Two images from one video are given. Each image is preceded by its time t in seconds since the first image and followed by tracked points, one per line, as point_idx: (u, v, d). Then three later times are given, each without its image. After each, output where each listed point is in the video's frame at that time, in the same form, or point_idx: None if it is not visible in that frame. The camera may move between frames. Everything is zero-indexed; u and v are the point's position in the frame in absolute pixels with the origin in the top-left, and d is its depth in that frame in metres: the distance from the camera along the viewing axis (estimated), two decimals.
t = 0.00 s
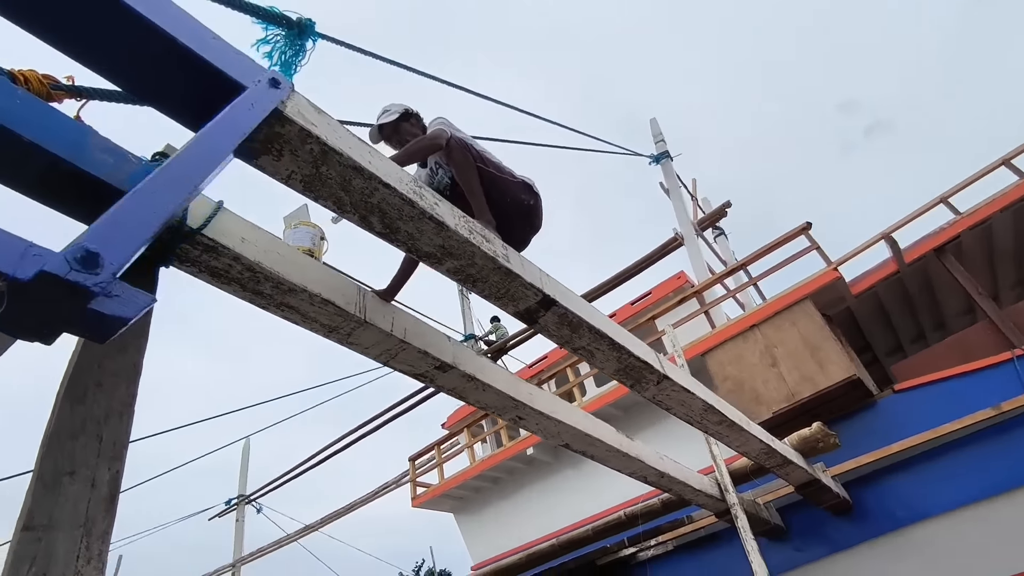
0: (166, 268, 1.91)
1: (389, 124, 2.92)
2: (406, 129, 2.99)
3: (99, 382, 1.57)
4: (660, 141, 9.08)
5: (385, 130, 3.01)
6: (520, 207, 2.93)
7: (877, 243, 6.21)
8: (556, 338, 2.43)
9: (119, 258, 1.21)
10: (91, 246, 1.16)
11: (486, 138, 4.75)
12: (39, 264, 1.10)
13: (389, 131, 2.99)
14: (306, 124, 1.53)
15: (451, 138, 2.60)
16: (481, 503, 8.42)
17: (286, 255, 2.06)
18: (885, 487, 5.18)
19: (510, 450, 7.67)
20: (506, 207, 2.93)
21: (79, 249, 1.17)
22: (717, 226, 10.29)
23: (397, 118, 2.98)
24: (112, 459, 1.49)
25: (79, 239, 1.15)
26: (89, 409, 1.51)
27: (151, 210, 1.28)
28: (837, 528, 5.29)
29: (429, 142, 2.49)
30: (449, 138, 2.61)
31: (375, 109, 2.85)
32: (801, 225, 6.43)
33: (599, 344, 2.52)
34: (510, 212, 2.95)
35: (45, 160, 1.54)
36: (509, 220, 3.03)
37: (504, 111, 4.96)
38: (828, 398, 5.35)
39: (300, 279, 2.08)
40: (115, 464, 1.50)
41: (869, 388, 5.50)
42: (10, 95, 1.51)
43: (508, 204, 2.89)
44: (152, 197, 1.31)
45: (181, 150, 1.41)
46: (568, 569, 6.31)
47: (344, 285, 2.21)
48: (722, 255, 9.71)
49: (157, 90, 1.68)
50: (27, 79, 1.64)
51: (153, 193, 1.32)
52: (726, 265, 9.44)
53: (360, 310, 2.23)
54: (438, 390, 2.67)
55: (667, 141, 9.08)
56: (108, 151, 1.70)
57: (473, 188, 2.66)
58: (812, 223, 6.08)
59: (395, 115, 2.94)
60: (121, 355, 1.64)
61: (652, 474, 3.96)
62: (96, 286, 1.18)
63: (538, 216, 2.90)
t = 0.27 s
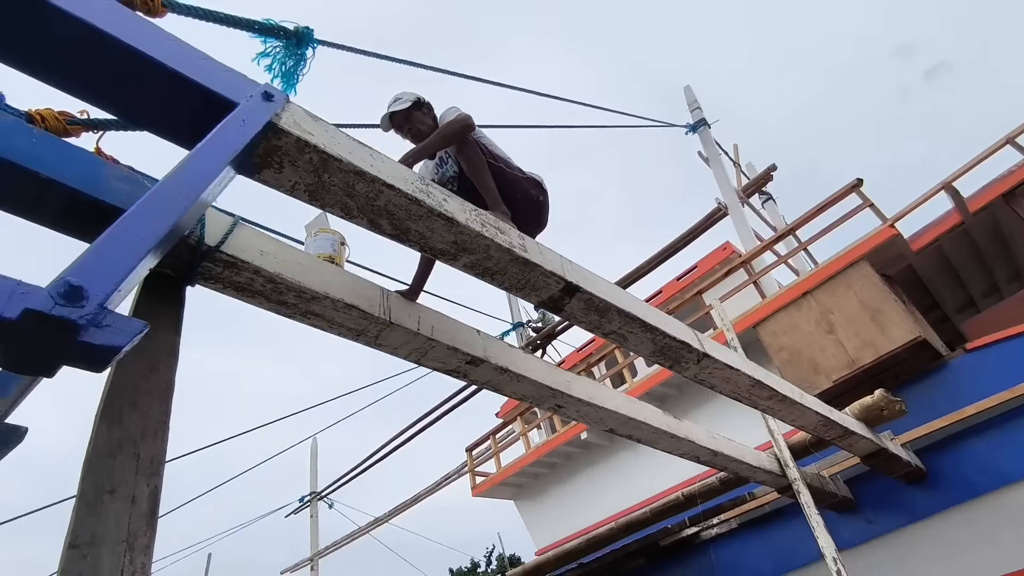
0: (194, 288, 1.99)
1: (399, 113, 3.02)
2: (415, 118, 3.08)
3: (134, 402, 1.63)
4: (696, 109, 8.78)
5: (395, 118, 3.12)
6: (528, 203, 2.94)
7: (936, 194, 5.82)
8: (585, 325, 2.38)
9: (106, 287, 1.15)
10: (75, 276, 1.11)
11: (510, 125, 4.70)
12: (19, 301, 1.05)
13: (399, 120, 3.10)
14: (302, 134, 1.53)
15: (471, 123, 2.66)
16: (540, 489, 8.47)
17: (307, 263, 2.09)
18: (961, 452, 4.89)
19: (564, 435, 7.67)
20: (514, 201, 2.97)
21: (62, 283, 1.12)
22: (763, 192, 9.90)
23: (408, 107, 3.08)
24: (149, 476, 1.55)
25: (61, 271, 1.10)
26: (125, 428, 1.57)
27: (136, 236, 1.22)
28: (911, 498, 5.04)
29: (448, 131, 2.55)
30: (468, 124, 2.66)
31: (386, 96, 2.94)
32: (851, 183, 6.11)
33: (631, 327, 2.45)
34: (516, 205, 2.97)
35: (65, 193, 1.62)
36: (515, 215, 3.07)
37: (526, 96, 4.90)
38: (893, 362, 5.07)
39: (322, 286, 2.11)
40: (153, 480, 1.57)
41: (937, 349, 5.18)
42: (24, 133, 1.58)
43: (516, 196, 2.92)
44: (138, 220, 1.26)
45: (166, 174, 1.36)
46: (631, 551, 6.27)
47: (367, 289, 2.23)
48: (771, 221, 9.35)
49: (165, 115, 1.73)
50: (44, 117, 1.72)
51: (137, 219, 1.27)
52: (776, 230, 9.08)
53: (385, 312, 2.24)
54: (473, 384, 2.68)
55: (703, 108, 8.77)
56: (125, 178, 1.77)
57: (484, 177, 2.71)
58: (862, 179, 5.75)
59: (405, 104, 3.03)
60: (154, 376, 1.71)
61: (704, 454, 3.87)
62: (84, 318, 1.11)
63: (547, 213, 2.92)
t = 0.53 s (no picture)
0: (212, 305, 2.09)
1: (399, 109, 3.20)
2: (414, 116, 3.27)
3: (161, 421, 1.73)
4: (723, 71, 8.46)
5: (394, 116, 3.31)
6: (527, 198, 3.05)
7: (988, 135, 5.45)
8: (599, 310, 2.35)
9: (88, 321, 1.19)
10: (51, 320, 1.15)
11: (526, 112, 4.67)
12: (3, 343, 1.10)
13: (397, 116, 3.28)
14: (286, 150, 1.57)
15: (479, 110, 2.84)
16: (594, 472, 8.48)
17: (318, 271, 2.16)
18: None
19: (612, 417, 7.64)
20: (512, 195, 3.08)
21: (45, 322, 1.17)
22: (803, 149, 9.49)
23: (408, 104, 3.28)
24: (179, 489, 1.64)
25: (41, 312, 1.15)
26: (153, 446, 1.67)
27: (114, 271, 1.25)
28: (980, 459, 4.78)
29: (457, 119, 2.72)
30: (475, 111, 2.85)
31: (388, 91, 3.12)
32: (892, 133, 5.79)
33: (647, 307, 2.42)
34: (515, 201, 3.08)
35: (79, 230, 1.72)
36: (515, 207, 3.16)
37: (540, 80, 4.85)
38: (950, 318, 4.80)
39: (334, 293, 2.17)
40: (182, 492, 1.66)
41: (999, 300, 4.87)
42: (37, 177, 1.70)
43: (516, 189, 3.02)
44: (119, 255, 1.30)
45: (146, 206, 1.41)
46: (687, 529, 6.22)
47: (380, 293, 2.28)
48: (813, 180, 8.97)
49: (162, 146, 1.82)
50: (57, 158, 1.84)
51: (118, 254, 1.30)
52: (819, 189, 8.69)
53: (399, 313, 2.29)
54: (498, 377, 2.70)
55: (730, 70, 8.46)
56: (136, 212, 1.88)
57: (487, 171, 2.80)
58: (904, 127, 5.42)
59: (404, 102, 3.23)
60: (178, 393, 1.81)
61: (748, 428, 3.78)
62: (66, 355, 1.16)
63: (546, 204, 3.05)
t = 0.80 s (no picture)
0: (235, 330, 2.20)
1: (402, 115, 3.52)
2: (416, 123, 3.59)
3: (193, 448, 1.81)
4: (747, 37, 8.17)
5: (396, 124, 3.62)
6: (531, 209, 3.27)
7: None
8: (616, 305, 2.37)
9: (95, 374, 1.23)
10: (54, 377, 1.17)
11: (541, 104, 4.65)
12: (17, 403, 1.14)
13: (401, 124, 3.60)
14: (283, 181, 1.63)
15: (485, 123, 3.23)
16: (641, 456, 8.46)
17: (335, 291, 2.25)
18: None
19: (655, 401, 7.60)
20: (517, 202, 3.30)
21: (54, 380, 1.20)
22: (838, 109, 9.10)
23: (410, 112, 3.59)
24: (215, 512, 1.72)
25: (51, 370, 1.19)
26: (188, 472, 1.75)
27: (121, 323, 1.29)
28: None
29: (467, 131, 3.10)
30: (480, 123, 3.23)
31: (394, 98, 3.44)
32: (930, 87, 5.49)
33: (666, 299, 2.41)
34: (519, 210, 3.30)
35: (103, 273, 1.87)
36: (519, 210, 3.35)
37: (553, 71, 4.81)
38: (1004, 278, 4.54)
39: (351, 310, 2.25)
40: (218, 514, 1.74)
41: None
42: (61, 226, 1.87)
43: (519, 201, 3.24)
44: (122, 306, 1.34)
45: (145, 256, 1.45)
46: (739, 510, 6.14)
47: (396, 305, 2.34)
48: (851, 141, 8.59)
49: (175, 187, 1.93)
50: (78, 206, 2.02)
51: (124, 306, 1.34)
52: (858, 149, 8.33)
53: (416, 324, 2.35)
54: (523, 377, 2.75)
55: (754, 36, 8.17)
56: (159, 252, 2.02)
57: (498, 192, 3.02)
58: (943, 79, 5.13)
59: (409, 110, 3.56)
60: (209, 419, 1.89)
61: (788, 409, 3.71)
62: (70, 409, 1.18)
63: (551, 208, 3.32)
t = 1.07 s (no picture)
0: (258, 347, 2.29)
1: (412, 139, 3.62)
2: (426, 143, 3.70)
3: (222, 463, 1.89)
4: (758, 24, 8.06)
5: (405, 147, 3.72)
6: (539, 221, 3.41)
7: None
8: (630, 308, 2.42)
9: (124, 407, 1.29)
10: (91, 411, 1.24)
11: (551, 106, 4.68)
12: (52, 440, 1.24)
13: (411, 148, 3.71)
14: (296, 205, 1.73)
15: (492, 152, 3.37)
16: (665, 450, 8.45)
17: (350, 307, 2.33)
18: None
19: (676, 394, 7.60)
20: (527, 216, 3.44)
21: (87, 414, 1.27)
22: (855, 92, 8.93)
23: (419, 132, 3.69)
24: (244, 525, 1.78)
25: (82, 406, 1.26)
26: (216, 488, 1.81)
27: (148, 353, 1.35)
28: None
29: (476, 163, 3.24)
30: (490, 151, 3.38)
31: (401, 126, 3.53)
32: (948, 68, 5.39)
33: (679, 300, 2.45)
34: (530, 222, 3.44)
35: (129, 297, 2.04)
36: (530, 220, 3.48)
37: (562, 72, 4.84)
38: None
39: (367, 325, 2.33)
40: (247, 527, 1.80)
41: None
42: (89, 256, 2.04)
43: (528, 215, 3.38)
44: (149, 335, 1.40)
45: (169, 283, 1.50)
46: (764, 502, 6.13)
47: (412, 317, 2.42)
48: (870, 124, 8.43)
49: (192, 213, 2.04)
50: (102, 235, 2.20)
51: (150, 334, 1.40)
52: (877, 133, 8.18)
53: (433, 334, 2.41)
54: (540, 381, 2.80)
55: (766, 22, 8.06)
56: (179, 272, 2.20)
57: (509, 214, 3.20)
58: (962, 60, 5.02)
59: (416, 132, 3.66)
60: (235, 436, 1.95)
61: (810, 403, 3.70)
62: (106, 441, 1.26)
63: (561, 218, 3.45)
